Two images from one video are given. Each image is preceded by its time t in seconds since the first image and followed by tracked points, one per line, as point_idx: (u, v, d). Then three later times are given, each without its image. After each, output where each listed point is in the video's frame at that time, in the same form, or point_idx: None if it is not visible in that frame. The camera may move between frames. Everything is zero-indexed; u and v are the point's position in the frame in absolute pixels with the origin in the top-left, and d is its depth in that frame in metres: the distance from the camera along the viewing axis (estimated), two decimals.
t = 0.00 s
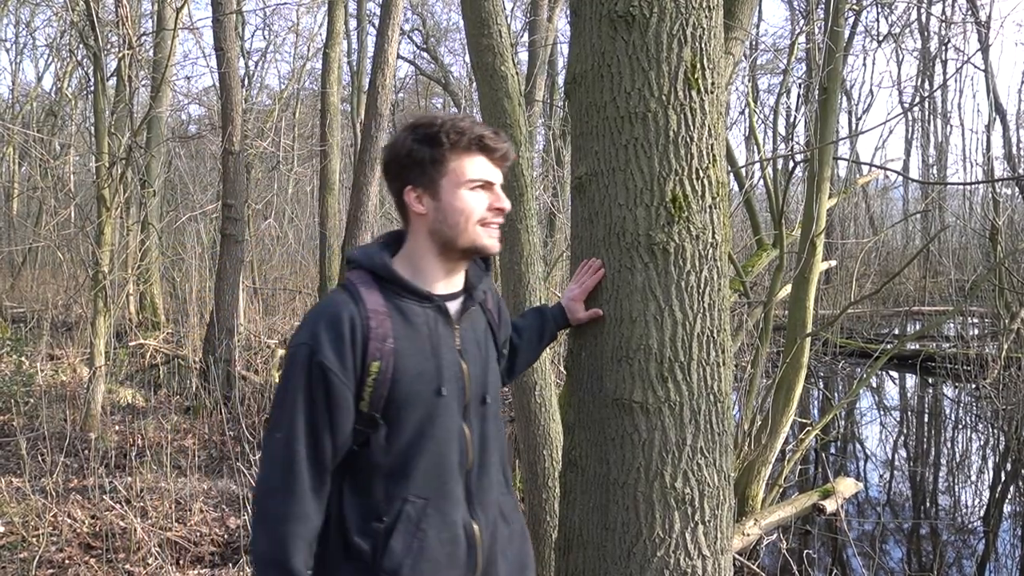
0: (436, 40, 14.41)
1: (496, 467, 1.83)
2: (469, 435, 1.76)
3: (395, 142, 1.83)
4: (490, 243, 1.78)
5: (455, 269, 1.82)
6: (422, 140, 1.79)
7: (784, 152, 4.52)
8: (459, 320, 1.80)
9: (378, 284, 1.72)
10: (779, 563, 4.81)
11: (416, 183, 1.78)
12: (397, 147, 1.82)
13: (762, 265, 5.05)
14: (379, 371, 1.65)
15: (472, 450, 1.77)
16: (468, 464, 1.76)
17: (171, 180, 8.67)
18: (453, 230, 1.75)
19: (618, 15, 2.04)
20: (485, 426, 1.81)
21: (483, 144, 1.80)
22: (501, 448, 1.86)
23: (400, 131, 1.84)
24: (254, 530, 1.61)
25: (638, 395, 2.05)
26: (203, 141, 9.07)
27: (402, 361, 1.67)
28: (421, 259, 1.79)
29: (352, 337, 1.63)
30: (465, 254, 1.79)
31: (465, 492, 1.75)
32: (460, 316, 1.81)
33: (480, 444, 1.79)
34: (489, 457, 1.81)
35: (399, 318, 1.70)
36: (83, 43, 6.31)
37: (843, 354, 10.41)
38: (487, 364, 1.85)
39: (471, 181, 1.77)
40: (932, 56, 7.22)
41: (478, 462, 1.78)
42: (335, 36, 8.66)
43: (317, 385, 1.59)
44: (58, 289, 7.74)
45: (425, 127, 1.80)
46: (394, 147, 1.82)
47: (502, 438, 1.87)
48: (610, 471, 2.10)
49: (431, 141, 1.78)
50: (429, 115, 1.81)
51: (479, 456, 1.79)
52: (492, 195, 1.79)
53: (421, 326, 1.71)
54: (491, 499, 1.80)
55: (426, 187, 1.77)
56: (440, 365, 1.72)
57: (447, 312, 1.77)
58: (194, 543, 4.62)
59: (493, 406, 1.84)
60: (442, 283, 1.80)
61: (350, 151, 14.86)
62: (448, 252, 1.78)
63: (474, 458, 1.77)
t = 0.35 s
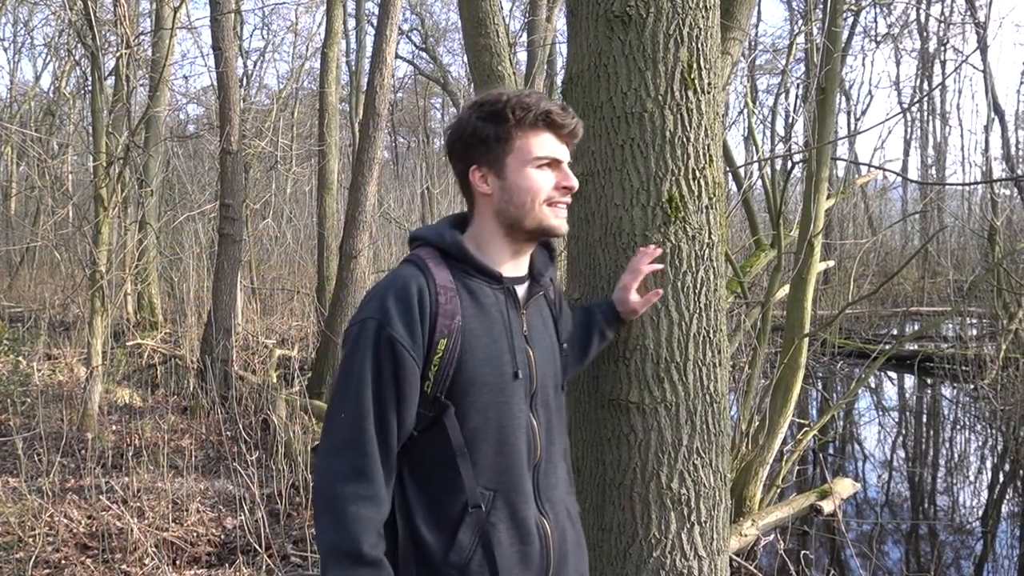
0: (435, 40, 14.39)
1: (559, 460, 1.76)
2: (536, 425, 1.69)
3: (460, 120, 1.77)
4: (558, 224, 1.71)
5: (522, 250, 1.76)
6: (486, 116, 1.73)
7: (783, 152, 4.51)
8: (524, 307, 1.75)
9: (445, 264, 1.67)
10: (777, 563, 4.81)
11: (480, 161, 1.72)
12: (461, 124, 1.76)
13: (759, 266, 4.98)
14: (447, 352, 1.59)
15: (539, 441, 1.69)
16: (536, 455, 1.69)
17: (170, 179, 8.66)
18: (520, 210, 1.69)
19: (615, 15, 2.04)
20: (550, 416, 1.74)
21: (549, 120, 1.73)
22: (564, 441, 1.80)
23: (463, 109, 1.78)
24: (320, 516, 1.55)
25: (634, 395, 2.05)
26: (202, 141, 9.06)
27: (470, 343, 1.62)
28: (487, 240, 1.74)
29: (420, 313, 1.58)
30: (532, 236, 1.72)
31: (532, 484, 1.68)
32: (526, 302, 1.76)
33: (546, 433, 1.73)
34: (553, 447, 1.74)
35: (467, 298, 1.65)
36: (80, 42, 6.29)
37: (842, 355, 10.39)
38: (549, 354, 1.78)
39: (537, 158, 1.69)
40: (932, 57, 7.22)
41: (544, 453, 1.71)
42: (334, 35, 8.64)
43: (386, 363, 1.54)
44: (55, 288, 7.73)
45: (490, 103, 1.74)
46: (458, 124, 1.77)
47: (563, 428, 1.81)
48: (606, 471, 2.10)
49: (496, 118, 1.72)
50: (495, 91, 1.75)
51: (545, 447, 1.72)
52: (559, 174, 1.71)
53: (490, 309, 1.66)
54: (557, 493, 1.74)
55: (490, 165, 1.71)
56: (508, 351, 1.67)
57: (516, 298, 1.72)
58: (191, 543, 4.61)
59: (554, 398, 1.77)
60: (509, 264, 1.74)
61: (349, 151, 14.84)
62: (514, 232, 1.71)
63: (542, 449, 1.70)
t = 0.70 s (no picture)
0: (433, 40, 14.38)
1: (570, 453, 1.66)
2: (534, 416, 1.61)
3: (454, 113, 1.76)
4: (552, 214, 1.67)
5: (518, 241, 1.72)
6: (479, 107, 1.72)
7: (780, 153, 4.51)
8: (523, 295, 1.68)
9: (434, 256, 1.67)
10: (774, 563, 4.80)
11: (474, 153, 1.71)
12: (457, 117, 1.76)
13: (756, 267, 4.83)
14: (431, 341, 1.58)
15: (538, 433, 1.61)
16: (535, 449, 1.61)
17: (168, 180, 8.66)
18: (512, 200, 1.66)
19: (610, 15, 2.04)
20: (556, 407, 1.65)
21: (542, 110, 1.70)
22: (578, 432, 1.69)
23: (460, 102, 1.78)
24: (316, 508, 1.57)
25: (629, 396, 2.06)
26: (200, 141, 9.06)
27: (456, 331, 1.60)
28: (482, 231, 1.72)
29: (402, 303, 1.58)
30: (526, 227, 1.68)
31: (531, 479, 1.60)
32: (523, 291, 1.69)
33: (549, 426, 1.63)
34: (559, 441, 1.64)
35: (455, 289, 1.63)
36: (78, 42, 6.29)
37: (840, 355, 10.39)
38: (559, 342, 1.69)
39: (530, 147, 1.66)
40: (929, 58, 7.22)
41: (545, 446, 1.62)
42: (331, 36, 8.63)
43: (369, 353, 1.56)
44: (52, 289, 7.71)
45: (483, 95, 1.73)
46: (454, 116, 1.77)
47: (579, 422, 1.70)
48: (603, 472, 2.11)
49: (488, 109, 1.70)
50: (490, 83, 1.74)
51: (551, 441, 1.63)
52: (553, 163, 1.67)
53: (479, 297, 1.63)
54: (565, 489, 1.64)
55: (483, 156, 1.70)
56: (500, 338, 1.61)
57: (509, 286, 1.66)
58: (187, 544, 4.61)
59: (564, 388, 1.67)
60: (504, 256, 1.71)
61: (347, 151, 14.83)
62: (507, 223, 1.68)
63: (543, 442, 1.61)
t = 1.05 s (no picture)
0: (433, 40, 14.37)
1: (577, 448, 1.63)
2: (534, 415, 1.59)
3: (428, 119, 1.77)
4: (530, 217, 1.66)
5: (502, 243, 1.72)
6: (450, 112, 1.72)
7: (778, 153, 4.51)
8: (509, 294, 1.66)
9: (418, 269, 1.68)
10: (772, 563, 4.80)
11: (448, 159, 1.72)
12: (430, 125, 1.76)
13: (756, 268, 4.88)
14: (418, 352, 1.59)
15: (540, 431, 1.59)
16: (539, 448, 1.58)
17: (167, 180, 8.66)
18: (489, 205, 1.66)
19: (607, 16, 2.04)
20: (558, 403, 1.62)
21: (512, 112, 1.70)
22: (583, 426, 1.66)
23: (432, 107, 1.78)
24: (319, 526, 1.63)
25: (627, 396, 2.07)
26: (199, 142, 9.07)
27: (445, 338, 1.60)
28: (463, 237, 1.73)
29: (386, 318, 1.61)
30: (506, 230, 1.68)
31: (538, 480, 1.58)
32: (510, 290, 1.67)
33: (552, 423, 1.61)
34: (565, 438, 1.61)
35: (443, 297, 1.63)
36: (77, 42, 6.29)
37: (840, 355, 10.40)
38: (557, 334, 1.66)
39: (503, 150, 1.66)
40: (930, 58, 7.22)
41: (551, 445, 1.59)
42: (331, 36, 8.63)
43: (358, 371, 1.60)
44: (52, 289, 7.72)
45: (454, 100, 1.73)
46: (427, 125, 1.77)
47: (585, 416, 1.68)
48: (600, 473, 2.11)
49: (460, 113, 1.71)
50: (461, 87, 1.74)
51: (555, 438, 1.60)
52: (527, 164, 1.67)
53: (465, 303, 1.63)
54: (575, 484, 1.61)
55: (458, 163, 1.70)
56: (489, 340, 1.60)
57: (491, 286, 1.65)
58: (185, 544, 4.62)
59: (565, 381, 1.64)
60: (488, 260, 1.72)
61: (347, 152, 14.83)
62: (487, 227, 1.68)
63: (546, 441, 1.59)
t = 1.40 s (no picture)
0: (436, 40, 14.37)
1: (587, 449, 1.63)
2: (542, 418, 1.59)
3: (422, 124, 1.78)
4: (533, 212, 1.66)
5: (504, 242, 1.72)
6: (445, 115, 1.73)
7: (781, 153, 4.50)
8: (512, 297, 1.66)
9: (419, 274, 1.68)
10: (775, 564, 4.79)
11: (446, 161, 1.72)
12: (423, 131, 1.77)
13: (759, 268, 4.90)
14: (422, 357, 1.59)
15: (549, 434, 1.58)
16: (549, 451, 1.58)
17: (170, 181, 8.67)
18: (490, 203, 1.65)
19: (609, 17, 2.04)
20: (566, 404, 1.62)
21: (507, 108, 1.71)
22: (592, 426, 1.66)
23: (426, 112, 1.79)
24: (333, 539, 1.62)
25: (629, 397, 2.07)
26: (202, 142, 9.08)
27: (448, 343, 1.60)
28: (465, 238, 1.72)
29: (388, 326, 1.60)
30: (509, 228, 1.67)
31: (549, 484, 1.58)
32: (512, 292, 1.67)
33: (561, 426, 1.61)
34: (575, 440, 1.61)
35: (446, 303, 1.63)
36: (80, 43, 6.29)
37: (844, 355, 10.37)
38: (562, 332, 1.67)
39: (501, 147, 1.66)
40: (934, 57, 7.20)
41: (561, 448, 1.59)
42: (334, 36, 8.63)
43: (362, 381, 1.60)
44: (55, 290, 7.74)
45: (448, 102, 1.74)
46: (420, 131, 1.77)
47: (594, 416, 1.67)
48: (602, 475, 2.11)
49: (455, 115, 1.72)
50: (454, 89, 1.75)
51: (565, 441, 1.60)
52: (525, 160, 1.66)
53: (467, 307, 1.63)
54: (588, 485, 1.61)
55: (455, 164, 1.70)
56: (492, 343, 1.60)
57: (493, 288, 1.64)
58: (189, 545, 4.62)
59: (572, 380, 1.64)
60: (490, 261, 1.71)
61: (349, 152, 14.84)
62: (489, 227, 1.68)
63: (556, 445, 1.58)
